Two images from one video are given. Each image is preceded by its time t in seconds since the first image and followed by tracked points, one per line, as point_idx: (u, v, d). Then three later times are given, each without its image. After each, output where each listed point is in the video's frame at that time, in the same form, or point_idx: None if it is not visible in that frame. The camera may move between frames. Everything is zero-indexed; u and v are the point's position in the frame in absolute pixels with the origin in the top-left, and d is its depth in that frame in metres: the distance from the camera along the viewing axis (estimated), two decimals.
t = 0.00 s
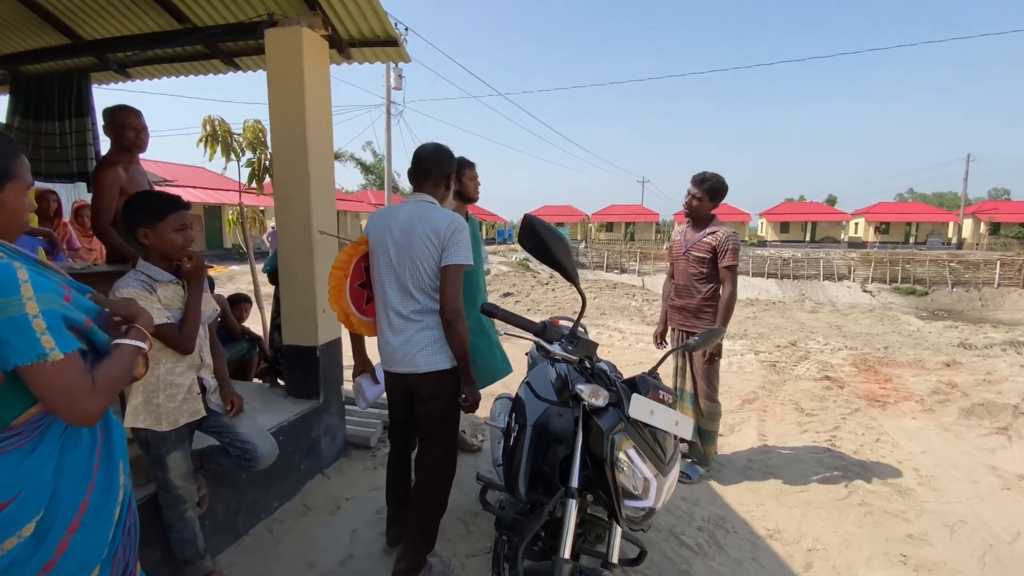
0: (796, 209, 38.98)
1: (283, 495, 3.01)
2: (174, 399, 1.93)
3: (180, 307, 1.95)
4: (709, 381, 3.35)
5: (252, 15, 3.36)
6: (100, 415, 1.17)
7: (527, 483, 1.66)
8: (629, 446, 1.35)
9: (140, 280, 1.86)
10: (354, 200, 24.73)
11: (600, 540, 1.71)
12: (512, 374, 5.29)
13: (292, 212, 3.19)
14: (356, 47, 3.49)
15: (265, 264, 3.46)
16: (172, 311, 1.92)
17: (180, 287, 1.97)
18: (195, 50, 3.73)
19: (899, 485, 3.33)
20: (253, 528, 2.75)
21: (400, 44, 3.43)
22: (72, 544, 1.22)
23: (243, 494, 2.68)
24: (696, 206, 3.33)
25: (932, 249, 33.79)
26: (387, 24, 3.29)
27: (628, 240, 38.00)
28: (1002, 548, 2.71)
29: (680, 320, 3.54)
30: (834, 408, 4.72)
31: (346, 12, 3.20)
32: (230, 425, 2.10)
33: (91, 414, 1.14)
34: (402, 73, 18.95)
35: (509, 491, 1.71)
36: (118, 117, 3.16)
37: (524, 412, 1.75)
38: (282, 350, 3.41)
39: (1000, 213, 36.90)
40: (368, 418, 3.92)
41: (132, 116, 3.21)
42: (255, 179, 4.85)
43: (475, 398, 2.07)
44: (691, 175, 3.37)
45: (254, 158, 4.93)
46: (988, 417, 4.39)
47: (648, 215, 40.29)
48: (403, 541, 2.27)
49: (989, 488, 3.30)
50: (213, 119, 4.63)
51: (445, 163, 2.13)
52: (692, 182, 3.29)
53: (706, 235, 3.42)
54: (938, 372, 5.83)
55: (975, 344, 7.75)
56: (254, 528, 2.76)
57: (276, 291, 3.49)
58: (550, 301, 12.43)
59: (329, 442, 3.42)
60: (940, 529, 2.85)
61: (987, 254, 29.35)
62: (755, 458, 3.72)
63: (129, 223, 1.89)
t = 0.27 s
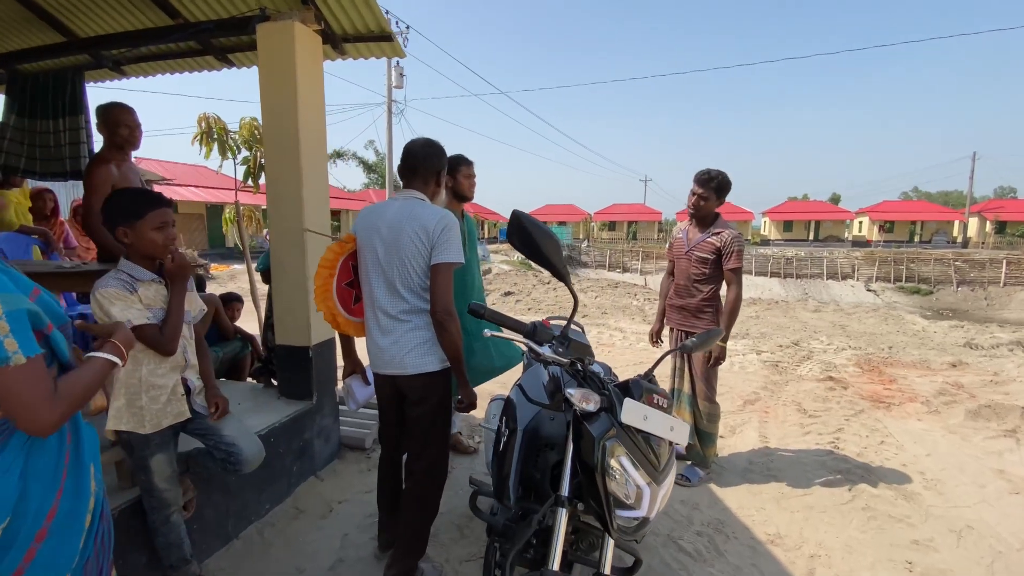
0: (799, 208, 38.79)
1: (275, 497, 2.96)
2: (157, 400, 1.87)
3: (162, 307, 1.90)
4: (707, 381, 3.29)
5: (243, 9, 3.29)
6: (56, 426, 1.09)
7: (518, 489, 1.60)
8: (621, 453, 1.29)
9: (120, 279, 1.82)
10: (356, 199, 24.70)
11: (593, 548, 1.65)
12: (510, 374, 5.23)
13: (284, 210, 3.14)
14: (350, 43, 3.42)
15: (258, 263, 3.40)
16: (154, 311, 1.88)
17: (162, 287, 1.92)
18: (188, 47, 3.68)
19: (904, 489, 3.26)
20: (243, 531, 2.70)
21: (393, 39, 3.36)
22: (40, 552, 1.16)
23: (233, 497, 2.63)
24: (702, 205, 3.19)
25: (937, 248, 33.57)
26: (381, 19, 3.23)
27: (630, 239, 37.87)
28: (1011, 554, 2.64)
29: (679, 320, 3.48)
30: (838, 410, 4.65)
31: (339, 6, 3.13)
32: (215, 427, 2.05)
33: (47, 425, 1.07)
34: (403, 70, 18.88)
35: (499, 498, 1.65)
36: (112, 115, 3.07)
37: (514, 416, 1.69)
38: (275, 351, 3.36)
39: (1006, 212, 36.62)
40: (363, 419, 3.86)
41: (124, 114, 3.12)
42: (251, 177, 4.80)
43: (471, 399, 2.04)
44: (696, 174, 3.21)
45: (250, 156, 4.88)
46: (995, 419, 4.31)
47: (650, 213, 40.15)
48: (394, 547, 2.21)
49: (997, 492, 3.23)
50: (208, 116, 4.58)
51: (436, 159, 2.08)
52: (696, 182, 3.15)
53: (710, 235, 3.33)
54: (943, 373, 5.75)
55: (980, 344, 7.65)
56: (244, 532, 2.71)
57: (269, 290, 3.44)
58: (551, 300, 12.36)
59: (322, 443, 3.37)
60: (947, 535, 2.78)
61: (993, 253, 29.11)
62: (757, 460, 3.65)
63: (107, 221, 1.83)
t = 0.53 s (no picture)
0: (806, 208, 38.47)
1: (262, 501, 2.92)
2: (131, 402, 1.84)
3: (135, 308, 1.87)
4: (703, 384, 3.23)
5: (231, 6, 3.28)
6: None
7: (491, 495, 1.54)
8: (594, 461, 1.24)
9: (91, 280, 1.79)
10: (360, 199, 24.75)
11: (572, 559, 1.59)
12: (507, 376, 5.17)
13: (272, 209, 3.10)
14: (340, 39, 3.39)
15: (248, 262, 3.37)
16: (126, 312, 1.85)
17: (135, 287, 1.89)
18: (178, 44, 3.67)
19: (905, 493, 3.17)
20: (227, 535, 2.66)
21: (383, 36, 3.33)
22: None
23: (215, 500, 2.60)
24: (692, 203, 3.14)
25: (946, 247, 33.17)
26: (371, 15, 3.21)
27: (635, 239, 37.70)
28: (1012, 562, 2.55)
29: (675, 321, 3.37)
30: (840, 412, 4.56)
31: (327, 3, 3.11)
32: (190, 429, 2.01)
33: None
34: (407, 71, 18.90)
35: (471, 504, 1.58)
36: (100, 112, 3.05)
37: (492, 421, 1.63)
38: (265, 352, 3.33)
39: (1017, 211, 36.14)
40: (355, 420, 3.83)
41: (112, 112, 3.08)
42: (245, 177, 4.79)
43: (455, 401, 1.98)
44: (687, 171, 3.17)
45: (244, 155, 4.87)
46: (1000, 422, 4.20)
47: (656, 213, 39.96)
48: (375, 553, 2.16)
49: (999, 497, 3.13)
50: (202, 116, 4.56)
51: (417, 156, 2.03)
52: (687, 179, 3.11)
53: (709, 235, 3.19)
54: (948, 374, 5.63)
55: (988, 345, 7.51)
56: (228, 535, 2.67)
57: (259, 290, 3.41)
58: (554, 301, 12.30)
59: (312, 445, 3.33)
60: (947, 541, 2.70)
61: (1004, 252, 28.68)
62: (755, 465, 3.58)
63: (78, 220, 1.80)
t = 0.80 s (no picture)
0: (813, 208, 38.13)
1: (236, 506, 2.88)
2: (82, 407, 1.82)
3: (89, 312, 1.85)
4: (692, 390, 3.12)
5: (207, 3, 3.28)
6: None
7: (440, 512, 1.43)
8: (539, 474, 1.17)
9: (42, 282, 1.77)
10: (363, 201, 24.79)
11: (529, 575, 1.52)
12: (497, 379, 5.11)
13: (250, 208, 3.06)
14: (320, 37, 3.37)
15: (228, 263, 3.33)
16: (80, 314, 1.83)
17: (90, 290, 1.88)
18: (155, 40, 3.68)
19: (895, 499, 3.08)
20: (199, 541, 2.63)
21: (364, 34, 3.31)
22: None
23: (185, 506, 2.57)
24: (675, 201, 3.08)
25: (956, 247, 32.73)
26: (351, 13, 3.18)
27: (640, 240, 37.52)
28: (1001, 570, 2.46)
29: (664, 323, 3.22)
30: (835, 415, 4.46)
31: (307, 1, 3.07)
32: (146, 435, 2.00)
33: None
34: (409, 72, 18.92)
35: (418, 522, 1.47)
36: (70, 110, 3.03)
37: (448, 430, 1.56)
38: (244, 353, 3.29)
39: None
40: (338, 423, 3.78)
41: (85, 110, 3.08)
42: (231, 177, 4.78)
43: (423, 404, 1.92)
44: (668, 168, 3.14)
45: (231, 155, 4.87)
46: (997, 425, 4.09)
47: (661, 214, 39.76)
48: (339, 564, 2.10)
49: (992, 502, 3.04)
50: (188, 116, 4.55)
51: (383, 153, 1.97)
52: (668, 177, 3.07)
53: (697, 234, 3.04)
54: (948, 377, 5.51)
55: (991, 347, 7.36)
56: (199, 541, 2.64)
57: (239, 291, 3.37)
58: (554, 302, 12.23)
59: (291, 449, 3.29)
60: (935, 549, 2.61)
61: (1014, 252, 28.27)
62: (745, 471, 3.49)
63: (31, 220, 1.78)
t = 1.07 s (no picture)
0: (819, 208, 37.79)
1: (209, 511, 2.85)
2: (33, 413, 1.82)
3: (40, 316, 1.82)
4: (676, 395, 3.03)
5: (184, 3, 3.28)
6: None
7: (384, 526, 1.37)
8: (474, 490, 1.11)
9: None
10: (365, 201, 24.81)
11: None
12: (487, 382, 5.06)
13: (225, 209, 3.03)
14: (299, 36, 3.34)
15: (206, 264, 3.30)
16: (31, 319, 1.80)
17: (43, 294, 1.85)
18: (136, 40, 3.68)
19: (886, 508, 2.99)
20: (168, 547, 2.60)
21: (342, 32, 3.27)
22: None
23: (153, 512, 2.55)
24: (658, 201, 3.00)
25: (965, 247, 32.32)
26: (328, 11, 3.16)
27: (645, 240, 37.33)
28: None
29: (648, 327, 3.14)
30: (829, 420, 4.36)
31: None
32: (100, 441, 1.99)
33: None
34: (410, 72, 18.92)
35: (360, 536, 1.42)
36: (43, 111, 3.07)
37: (399, 440, 1.51)
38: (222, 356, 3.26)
39: None
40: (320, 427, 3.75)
41: (60, 110, 3.13)
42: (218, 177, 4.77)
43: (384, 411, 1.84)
44: (651, 168, 3.07)
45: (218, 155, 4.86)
46: (997, 431, 3.98)
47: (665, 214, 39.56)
48: None
49: (987, 512, 2.94)
50: (173, 118, 4.57)
51: (344, 153, 1.91)
52: (651, 177, 3.00)
53: (681, 235, 2.96)
54: (950, 380, 5.39)
55: (997, 349, 7.21)
56: (168, 548, 2.61)
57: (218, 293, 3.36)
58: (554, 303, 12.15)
59: (269, 453, 3.25)
60: (923, 561, 2.52)
61: None
62: (732, 477, 3.41)
63: None
